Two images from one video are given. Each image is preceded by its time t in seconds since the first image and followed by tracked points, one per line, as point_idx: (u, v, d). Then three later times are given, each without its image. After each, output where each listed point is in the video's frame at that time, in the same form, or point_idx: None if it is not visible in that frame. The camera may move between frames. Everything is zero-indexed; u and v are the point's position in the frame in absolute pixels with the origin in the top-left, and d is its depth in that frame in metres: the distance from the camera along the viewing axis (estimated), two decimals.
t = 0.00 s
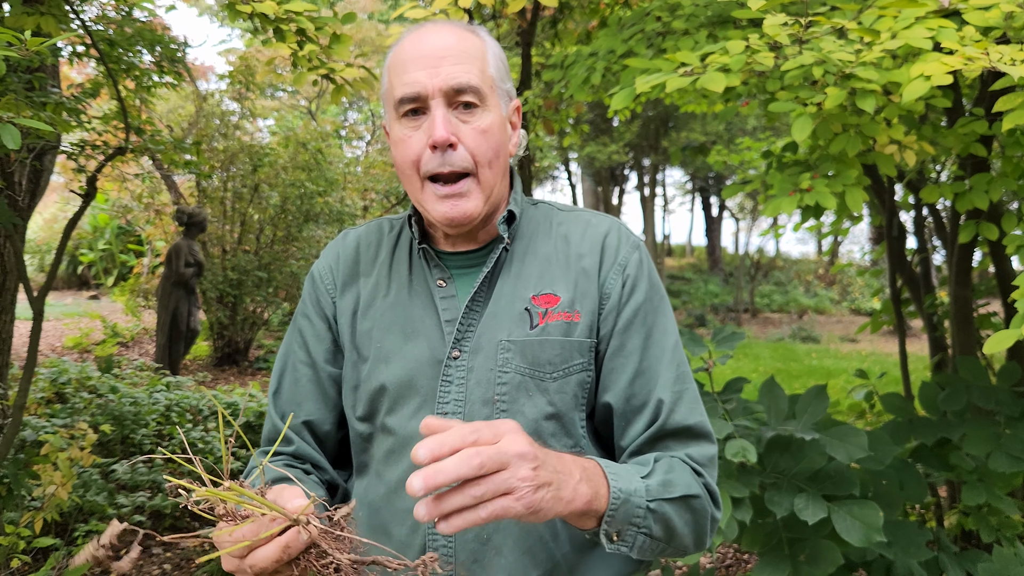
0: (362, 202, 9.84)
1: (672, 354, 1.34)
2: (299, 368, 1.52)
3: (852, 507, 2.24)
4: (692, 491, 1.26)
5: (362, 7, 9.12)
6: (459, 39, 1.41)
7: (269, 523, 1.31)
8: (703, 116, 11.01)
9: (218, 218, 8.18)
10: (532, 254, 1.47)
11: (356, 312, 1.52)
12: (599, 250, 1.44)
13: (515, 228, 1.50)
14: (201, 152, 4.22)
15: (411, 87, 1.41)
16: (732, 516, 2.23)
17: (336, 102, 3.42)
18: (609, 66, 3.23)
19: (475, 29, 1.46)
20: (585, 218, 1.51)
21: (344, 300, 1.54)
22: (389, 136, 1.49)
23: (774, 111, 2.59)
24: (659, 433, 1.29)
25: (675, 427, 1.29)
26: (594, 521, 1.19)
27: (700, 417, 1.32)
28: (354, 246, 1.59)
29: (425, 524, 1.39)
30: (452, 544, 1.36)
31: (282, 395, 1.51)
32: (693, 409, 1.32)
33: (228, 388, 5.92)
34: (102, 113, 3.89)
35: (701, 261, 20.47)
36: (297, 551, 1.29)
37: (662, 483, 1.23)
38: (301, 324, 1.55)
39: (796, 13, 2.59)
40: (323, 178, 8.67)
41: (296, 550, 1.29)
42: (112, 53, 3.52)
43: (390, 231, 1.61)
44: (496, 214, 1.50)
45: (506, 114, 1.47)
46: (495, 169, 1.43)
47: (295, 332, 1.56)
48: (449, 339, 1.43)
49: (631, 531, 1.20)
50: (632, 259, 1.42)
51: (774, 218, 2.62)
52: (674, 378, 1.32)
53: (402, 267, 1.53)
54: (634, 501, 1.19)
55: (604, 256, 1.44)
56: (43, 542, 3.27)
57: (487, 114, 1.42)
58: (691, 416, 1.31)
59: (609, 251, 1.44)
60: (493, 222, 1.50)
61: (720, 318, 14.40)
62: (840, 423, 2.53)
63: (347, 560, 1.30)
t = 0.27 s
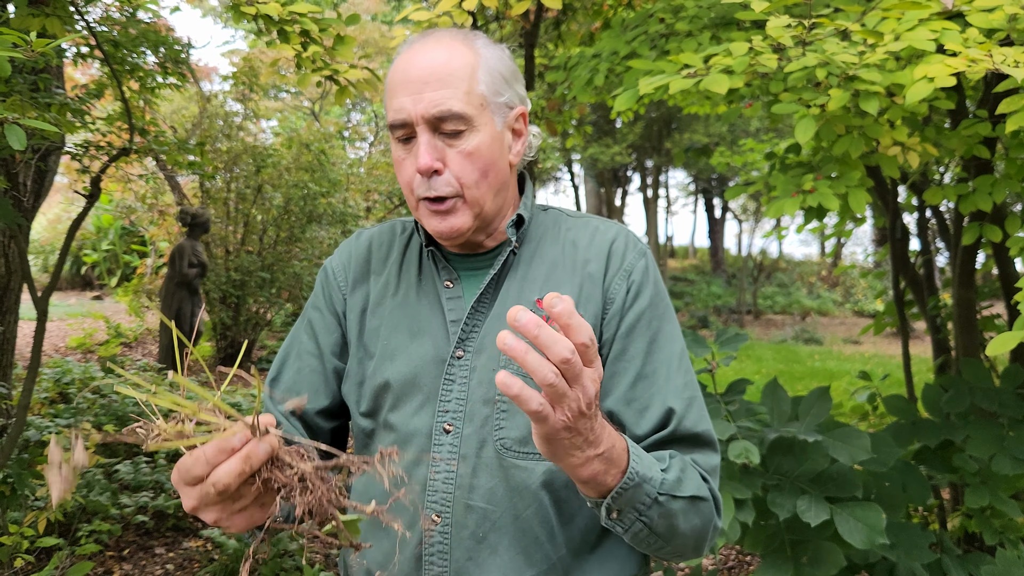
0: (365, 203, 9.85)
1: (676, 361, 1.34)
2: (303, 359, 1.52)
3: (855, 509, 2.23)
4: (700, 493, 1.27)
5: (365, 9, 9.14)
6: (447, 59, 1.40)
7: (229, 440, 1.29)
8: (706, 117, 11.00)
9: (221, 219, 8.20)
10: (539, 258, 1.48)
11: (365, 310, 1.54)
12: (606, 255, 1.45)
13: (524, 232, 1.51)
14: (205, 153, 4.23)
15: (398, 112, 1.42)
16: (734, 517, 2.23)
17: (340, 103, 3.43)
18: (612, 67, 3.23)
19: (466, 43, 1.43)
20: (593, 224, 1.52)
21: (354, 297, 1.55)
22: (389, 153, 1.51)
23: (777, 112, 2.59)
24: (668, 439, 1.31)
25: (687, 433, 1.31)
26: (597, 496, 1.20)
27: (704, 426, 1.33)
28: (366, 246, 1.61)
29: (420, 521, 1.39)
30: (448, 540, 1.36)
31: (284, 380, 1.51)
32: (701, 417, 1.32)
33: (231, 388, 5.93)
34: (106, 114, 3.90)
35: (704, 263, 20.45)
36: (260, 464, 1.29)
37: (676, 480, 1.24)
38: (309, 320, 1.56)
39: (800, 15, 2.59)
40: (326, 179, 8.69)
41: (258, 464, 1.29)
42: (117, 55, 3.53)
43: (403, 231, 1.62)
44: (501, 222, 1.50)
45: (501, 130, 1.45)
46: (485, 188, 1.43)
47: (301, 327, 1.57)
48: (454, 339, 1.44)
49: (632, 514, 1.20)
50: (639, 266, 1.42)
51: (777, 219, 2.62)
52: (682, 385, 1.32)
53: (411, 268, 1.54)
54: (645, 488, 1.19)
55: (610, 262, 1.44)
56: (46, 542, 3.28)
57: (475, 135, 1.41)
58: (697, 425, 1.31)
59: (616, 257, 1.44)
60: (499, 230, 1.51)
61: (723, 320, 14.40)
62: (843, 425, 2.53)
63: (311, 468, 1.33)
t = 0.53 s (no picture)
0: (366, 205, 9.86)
1: (676, 368, 1.37)
2: (313, 362, 1.54)
3: (856, 511, 2.24)
4: (693, 533, 1.28)
5: (367, 10, 9.16)
6: (436, 67, 1.40)
7: (204, 419, 1.28)
8: (707, 119, 11.01)
9: (223, 220, 8.21)
10: (541, 262, 1.49)
11: (370, 312, 1.54)
12: (609, 261, 1.46)
13: (528, 236, 1.51)
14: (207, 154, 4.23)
15: (390, 121, 1.43)
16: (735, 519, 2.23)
17: (342, 105, 3.44)
18: (614, 69, 3.24)
19: (460, 50, 1.43)
20: (597, 229, 1.52)
21: (359, 299, 1.55)
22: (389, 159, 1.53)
23: (778, 115, 2.60)
24: (661, 448, 1.32)
25: (678, 441, 1.32)
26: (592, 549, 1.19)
27: (701, 435, 1.35)
28: (371, 247, 1.61)
29: (422, 522, 1.39)
30: (450, 542, 1.37)
31: (295, 386, 1.53)
32: (696, 425, 1.35)
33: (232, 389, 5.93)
34: (107, 115, 3.91)
35: (705, 265, 20.45)
36: (236, 436, 1.26)
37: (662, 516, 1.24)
38: (317, 322, 1.57)
39: (801, 18, 2.60)
40: (328, 181, 8.69)
41: (233, 436, 1.26)
42: (118, 56, 3.54)
43: (407, 234, 1.61)
44: (505, 227, 1.51)
45: (496, 136, 1.44)
46: (478, 196, 1.44)
47: (309, 330, 1.58)
48: (457, 343, 1.44)
49: (626, 559, 1.20)
50: (641, 273, 1.43)
51: (778, 221, 2.62)
52: (678, 393, 1.35)
53: (415, 271, 1.54)
54: (634, 549, 1.19)
55: (613, 267, 1.45)
56: (47, 542, 3.29)
57: (467, 144, 1.41)
58: (692, 433, 1.34)
59: (619, 262, 1.45)
60: (504, 234, 1.52)
61: (724, 322, 14.40)
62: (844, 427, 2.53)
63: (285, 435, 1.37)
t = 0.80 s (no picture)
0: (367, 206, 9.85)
1: (681, 371, 1.38)
2: (322, 365, 1.55)
3: (858, 515, 2.24)
4: (694, 538, 1.28)
5: (368, 12, 9.15)
6: (442, 74, 1.40)
7: (195, 431, 1.31)
8: (708, 122, 11.00)
9: (224, 222, 8.21)
10: (546, 265, 1.49)
11: (375, 316, 1.54)
12: (614, 264, 1.46)
13: (532, 238, 1.51)
14: (208, 155, 4.23)
15: (396, 127, 1.43)
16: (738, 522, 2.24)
17: (345, 107, 3.44)
18: (617, 72, 3.25)
19: (464, 56, 1.43)
20: (601, 231, 1.53)
21: (364, 303, 1.56)
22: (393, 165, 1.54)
23: (782, 118, 2.60)
24: (665, 452, 1.33)
25: (681, 445, 1.33)
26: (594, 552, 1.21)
27: (706, 437, 1.35)
28: (376, 250, 1.61)
29: (428, 527, 1.40)
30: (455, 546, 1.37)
31: (301, 389, 1.54)
32: (700, 428, 1.35)
33: (232, 391, 5.92)
34: (109, 116, 3.90)
35: (705, 267, 20.45)
36: (224, 448, 1.27)
37: (655, 515, 1.26)
38: (323, 325, 1.57)
39: (805, 22, 2.60)
40: (329, 182, 8.68)
41: (221, 449, 1.28)
42: (120, 57, 3.53)
43: (412, 236, 1.62)
44: (511, 229, 1.50)
45: (501, 141, 1.45)
46: (486, 201, 1.44)
47: (316, 333, 1.58)
48: (462, 347, 1.44)
49: (627, 561, 1.23)
50: (646, 276, 1.43)
51: (782, 224, 2.62)
52: (682, 396, 1.36)
53: (420, 274, 1.54)
54: (629, 557, 1.22)
55: (617, 270, 1.45)
56: (48, 544, 3.28)
57: (473, 149, 1.41)
58: (696, 436, 1.34)
59: (623, 264, 1.45)
60: (509, 237, 1.52)
61: (724, 325, 14.39)
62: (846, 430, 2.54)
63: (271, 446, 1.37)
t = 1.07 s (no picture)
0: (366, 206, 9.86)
1: (669, 365, 1.36)
2: (323, 363, 1.51)
3: (858, 516, 2.24)
4: (663, 503, 1.24)
5: (368, 12, 9.17)
6: (453, 77, 1.38)
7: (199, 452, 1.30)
8: (708, 123, 11.02)
9: (223, 221, 8.21)
10: (547, 265, 1.49)
11: (376, 316, 1.53)
12: (612, 263, 1.46)
13: (532, 240, 1.52)
14: (209, 155, 4.24)
15: (404, 129, 1.42)
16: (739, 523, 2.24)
17: (347, 107, 3.45)
18: (618, 73, 3.25)
19: (473, 59, 1.42)
20: (599, 231, 1.54)
21: (364, 303, 1.55)
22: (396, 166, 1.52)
23: (784, 120, 2.60)
24: (643, 442, 1.31)
25: (659, 435, 1.30)
26: (550, 532, 1.20)
27: (692, 429, 1.32)
28: (373, 252, 1.60)
29: (435, 527, 1.40)
30: (462, 546, 1.37)
31: (304, 388, 1.50)
32: (683, 420, 1.32)
33: (232, 390, 5.92)
34: (109, 115, 3.90)
35: (704, 268, 20.46)
36: (224, 474, 1.28)
37: (619, 495, 1.25)
38: (326, 323, 1.54)
39: (807, 24, 2.60)
40: (328, 182, 8.69)
41: (222, 474, 1.28)
42: (122, 56, 3.53)
43: (409, 238, 1.61)
44: (510, 230, 1.51)
45: (507, 144, 1.45)
46: (492, 204, 1.44)
47: (317, 330, 1.55)
48: (465, 348, 1.45)
49: (593, 542, 1.21)
50: (642, 274, 1.44)
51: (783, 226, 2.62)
52: (664, 387, 1.34)
53: (419, 275, 1.54)
54: (585, 512, 1.21)
55: (615, 269, 1.46)
56: (48, 543, 3.28)
57: (482, 153, 1.41)
58: (680, 428, 1.31)
59: (620, 263, 1.46)
60: (509, 238, 1.53)
61: (723, 326, 14.41)
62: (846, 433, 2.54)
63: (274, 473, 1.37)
